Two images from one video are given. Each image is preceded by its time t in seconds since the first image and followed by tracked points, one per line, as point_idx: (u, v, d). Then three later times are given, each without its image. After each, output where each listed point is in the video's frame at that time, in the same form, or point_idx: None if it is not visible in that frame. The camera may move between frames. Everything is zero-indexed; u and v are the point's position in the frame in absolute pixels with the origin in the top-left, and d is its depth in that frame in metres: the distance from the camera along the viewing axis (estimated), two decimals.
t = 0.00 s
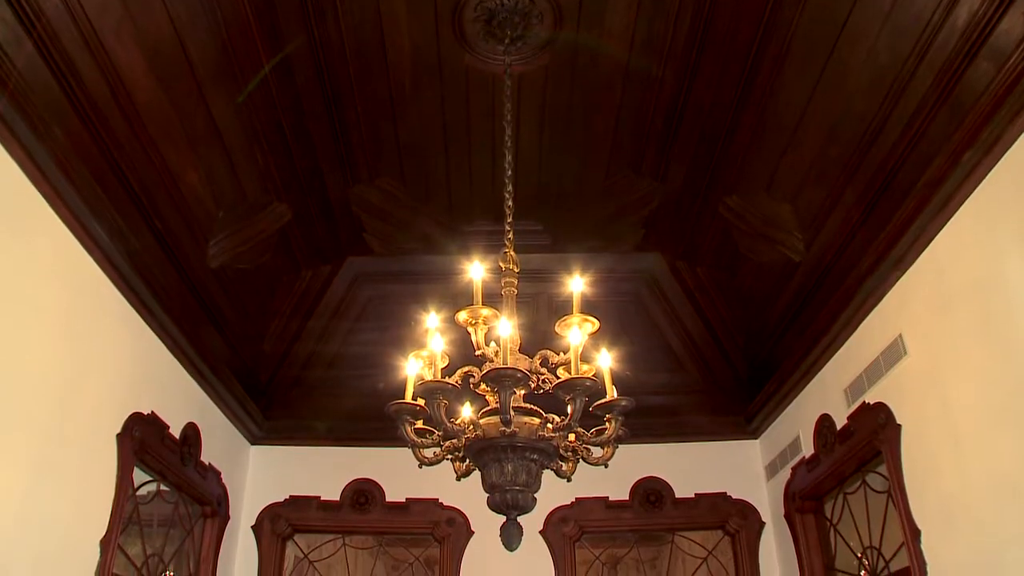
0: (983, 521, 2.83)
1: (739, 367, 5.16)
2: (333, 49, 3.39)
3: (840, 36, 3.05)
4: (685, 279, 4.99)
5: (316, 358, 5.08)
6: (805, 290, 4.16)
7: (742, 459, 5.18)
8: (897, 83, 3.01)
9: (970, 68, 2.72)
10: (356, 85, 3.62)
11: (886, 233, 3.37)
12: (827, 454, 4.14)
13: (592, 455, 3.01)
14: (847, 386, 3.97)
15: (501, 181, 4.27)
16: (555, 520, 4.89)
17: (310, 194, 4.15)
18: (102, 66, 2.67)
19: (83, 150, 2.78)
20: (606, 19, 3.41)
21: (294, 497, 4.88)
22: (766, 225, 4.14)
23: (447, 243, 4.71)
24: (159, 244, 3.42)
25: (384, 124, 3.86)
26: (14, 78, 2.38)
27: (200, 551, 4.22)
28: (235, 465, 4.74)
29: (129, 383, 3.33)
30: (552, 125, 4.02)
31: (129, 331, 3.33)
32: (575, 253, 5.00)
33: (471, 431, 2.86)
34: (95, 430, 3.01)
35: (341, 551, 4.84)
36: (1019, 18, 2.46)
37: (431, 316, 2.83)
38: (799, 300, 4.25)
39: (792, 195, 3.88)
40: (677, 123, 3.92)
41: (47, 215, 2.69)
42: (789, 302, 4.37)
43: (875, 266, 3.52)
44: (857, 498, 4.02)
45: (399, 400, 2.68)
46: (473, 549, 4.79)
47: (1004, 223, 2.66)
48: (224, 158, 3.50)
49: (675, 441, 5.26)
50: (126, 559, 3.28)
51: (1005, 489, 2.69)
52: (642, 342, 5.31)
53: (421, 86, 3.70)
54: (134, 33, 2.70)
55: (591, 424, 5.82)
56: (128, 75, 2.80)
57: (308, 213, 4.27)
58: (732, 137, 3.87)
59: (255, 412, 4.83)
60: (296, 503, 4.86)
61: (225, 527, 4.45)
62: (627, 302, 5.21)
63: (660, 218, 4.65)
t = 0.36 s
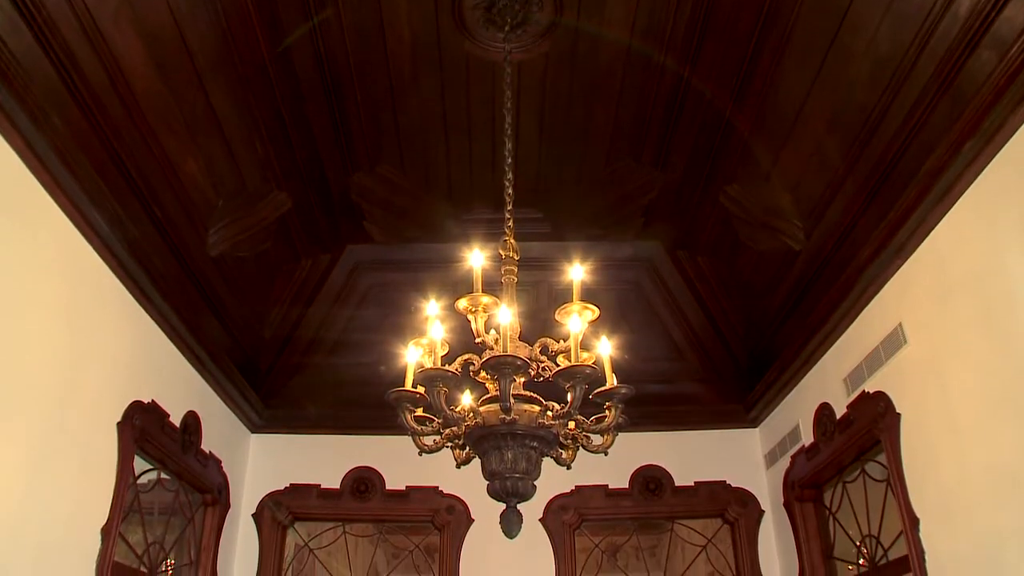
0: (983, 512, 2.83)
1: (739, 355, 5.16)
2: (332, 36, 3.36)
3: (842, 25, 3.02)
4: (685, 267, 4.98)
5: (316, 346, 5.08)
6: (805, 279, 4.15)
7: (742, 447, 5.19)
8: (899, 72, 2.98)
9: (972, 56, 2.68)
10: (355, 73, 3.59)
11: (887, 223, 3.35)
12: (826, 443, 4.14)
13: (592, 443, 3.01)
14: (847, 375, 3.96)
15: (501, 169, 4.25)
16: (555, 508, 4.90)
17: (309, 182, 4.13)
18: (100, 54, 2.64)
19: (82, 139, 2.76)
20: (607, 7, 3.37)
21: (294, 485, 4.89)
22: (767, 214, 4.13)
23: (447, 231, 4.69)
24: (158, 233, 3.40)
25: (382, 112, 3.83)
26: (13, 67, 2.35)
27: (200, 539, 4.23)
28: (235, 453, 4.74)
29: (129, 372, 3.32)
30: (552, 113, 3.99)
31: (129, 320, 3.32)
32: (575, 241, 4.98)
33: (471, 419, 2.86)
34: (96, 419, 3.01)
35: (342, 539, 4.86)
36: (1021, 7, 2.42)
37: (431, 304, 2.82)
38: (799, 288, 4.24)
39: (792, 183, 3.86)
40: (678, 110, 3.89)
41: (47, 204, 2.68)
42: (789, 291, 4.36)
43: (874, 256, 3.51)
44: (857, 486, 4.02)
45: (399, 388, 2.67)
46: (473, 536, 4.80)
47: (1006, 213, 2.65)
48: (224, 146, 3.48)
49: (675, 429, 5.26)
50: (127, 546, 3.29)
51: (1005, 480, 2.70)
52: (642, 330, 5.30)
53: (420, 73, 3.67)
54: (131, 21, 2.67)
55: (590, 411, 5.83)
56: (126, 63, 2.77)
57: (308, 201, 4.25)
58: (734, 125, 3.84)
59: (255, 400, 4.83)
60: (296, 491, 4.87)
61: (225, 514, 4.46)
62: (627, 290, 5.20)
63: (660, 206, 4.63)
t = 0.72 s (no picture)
0: (982, 499, 2.84)
1: (739, 340, 5.16)
2: (332, 20, 3.31)
3: (844, 8, 2.98)
4: (684, 252, 4.96)
5: (315, 330, 5.07)
6: (806, 265, 4.14)
7: (741, 431, 5.20)
8: (901, 56, 2.94)
9: (976, 40, 2.65)
10: (355, 57, 3.55)
11: (888, 208, 3.34)
12: (825, 428, 4.15)
13: (592, 427, 3.01)
14: (847, 360, 3.96)
15: (501, 153, 4.22)
16: (555, 492, 4.92)
17: (309, 166, 4.10)
18: (98, 37, 2.61)
19: (80, 123, 2.73)
20: None
21: (294, 470, 4.90)
22: (769, 199, 4.11)
23: (446, 215, 4.66)
24: (158, 217, 3.38)
25: (381, 95, 3.80)
26: (11, 51, 2.31)
27: (201, 523, 4.24)
28: (235, 437, 4.75)
29: (130, 357, 3.32)
30: (552, 96, 3.95)
31: (129, 305, 3.31)
32: (576, 226, 4.96)
33: (471, 402, 2.85)
34: (97, 405, 3.01)
35: (342, 523, 4.89)
36: None
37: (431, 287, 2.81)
38: (800, 274, 4.23)
39: (794, 168, 3.84)
40: (679, 95, 3.86)
41: (47, 190, 2.66)
42: (789, 276, 4.35)
43: (875, 241, 3.50)
44: (856, 472, 4.03)
45: (399, 371, 2.67)
46: (473, 520, 4.82)
47: (1006, 200, 2.63)
48: (223, 130, 3.45)
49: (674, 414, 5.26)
50: (129, 531, 3.31)
51: (1003, 467, 2.70)
52: (642, 314, 5.29)
53: (420, 57, 3.63)
54: (129, 4, 2.63)
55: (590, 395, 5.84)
56: (124, 46, 2.74)
57: (308, 185, 4.23)
58: (735, 109, 3.81)
59: (255, 384, 4.83)
60: (296, 476, 4.88)
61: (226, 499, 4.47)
62: (627, 274, 5.19)
63: (661, 190, 4.61)
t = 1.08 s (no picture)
0: (980, 483, 2.85)
1: (739, 321, 5.15)
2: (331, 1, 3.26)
3: None
4: (684, 233, 4.93)
5: (315, 312, 5.05)
6: (806, 246, 4.12)
7: (741, 413, 5.21)
8: (904, 37, 2.90)
9: (980, 21, 2.61)
10: (355, 38, 3.51)
11: (889, 190, 3.31)
12: (825, 410, 4.15)
13: (592, 408, 3.01)
14: (846, 342, 3.95)
15: (501, 134, 4.18)
16: (554, 472, 4.93)
17: (308, 147, 4.07)
18: (95, 18, 2.57)
19: (78, 105, 2.70)
20: None
21: (295, 451, 4.91)
22: (769, 180, 4.08)
23: (446, 196, 4.62)
24: (157, 199, 3.36)
25: (380, 75, 3.75)
26: (7, 31, 2.27)
27: (202, 503, 4.26)
28: (235, 417, 4.75)
29: (131, 339, 3.32)
30: (552, 77, 3.91)
31: (128, 286, 3.29)
32: (576, 207, 4.92)
33: (471, 382, 2.85)
34: (98, 387, 3.01)
35: (342, 504, 4.91)
36: None
37: (431, 268, 2.79)
38: (801, 256, 4.21)
39: (795, 150, 3.81)
40: (680, 76, 3.81)
41: (44, 172, 2.63)
42: (789, 259, 4.33)
43: (877, 223, 3.48)
44: (855, 454, 4.04)
45: (398, 351, 2.66)
46: (472, 501, 4.84)
47: (1008, 184, 2.60)
48: (221, 110, 3.40)
49: (673, 395, 5.26)
50: (131, 512, 3.33)
51: (1002, 452, 2.70)
52: (642, 296, 5.28)
53: (421, 38, 3.58)
54: None
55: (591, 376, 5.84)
56: (122, 27, 2.69)
57: (307, 166, 4.19)
58: (736, 90, 3.77)
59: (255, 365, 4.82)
60: (297, 456, 4.89)
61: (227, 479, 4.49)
62: (627, 256, 5.16)
63: (661, 172, 4.58)
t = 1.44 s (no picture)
0: (978, 465, 2.85)
1: (739, 301, 5.13)
2: None
3: None
4: (684, 212, 4.90)
5: (316, 290, 5.03)
6: (807, 226, 4.09)
7: (740, 392, 5.22)
8: (907, 17, 2.85)
9: None
10: (353, 15, 3.45)
11: (890, 171, 3.28)
12: (824, 390, 4.16)
13: (592, 386, 3.00)
14: (846, 322, 3.94)
15: (501, 113, 4.12)
16: (554, 452, 4.95)
17: (308, 125, 4.02)
18: None
19: (75, 84, 2.66)
20: None
21: (295, 430, 4.92)
22: (770, 159, 4.04)
23: (446, 175, 4.58)
24: (156, 178, 3.32)
25: (377, 51, 3.69)
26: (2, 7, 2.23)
27: (203, 482, 4.28)
28: (235, 396, 4.75)
29: (131, 320, 3.31)
30: (553, 54, 3.85)
31: (127, 266, 3.27)
32: (575, 185, 4.87)
33: (471, 360, 2.84)
34: (98, 367, 3.00)
35: (343, 483, 4.95)
36: None
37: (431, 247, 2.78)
38: (801, 236, 4.18)
39: (796, 129, 3.77)
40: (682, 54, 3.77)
41: (42, 151, 2.60)
42: (790, 239, 4.30)
43: (878, 203, 3.44)
44: (854, 434, 4.05)
45: (398, 330, 2.65)
46: (473, 479, 4.86)
47: (1011, 166, 2.57)
48: (220, 89, 3.35)
49: (673, 375, 5.26)
50: (132, 491, 3.34)
51: (1001, 435, 2.70)
52: (642, 276, 5.26)
53: (421, 17, 3.52)
54: None
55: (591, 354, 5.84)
56: (118, 5, 2.64)
57: (306, 144, 4.15)
58: (738, 68, 3.72)
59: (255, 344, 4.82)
60: (297, 435, 4.91)
61: (228, 458, 4.50)
62: (627, 235, 5.13)
63: (663, 150, 4.53)
